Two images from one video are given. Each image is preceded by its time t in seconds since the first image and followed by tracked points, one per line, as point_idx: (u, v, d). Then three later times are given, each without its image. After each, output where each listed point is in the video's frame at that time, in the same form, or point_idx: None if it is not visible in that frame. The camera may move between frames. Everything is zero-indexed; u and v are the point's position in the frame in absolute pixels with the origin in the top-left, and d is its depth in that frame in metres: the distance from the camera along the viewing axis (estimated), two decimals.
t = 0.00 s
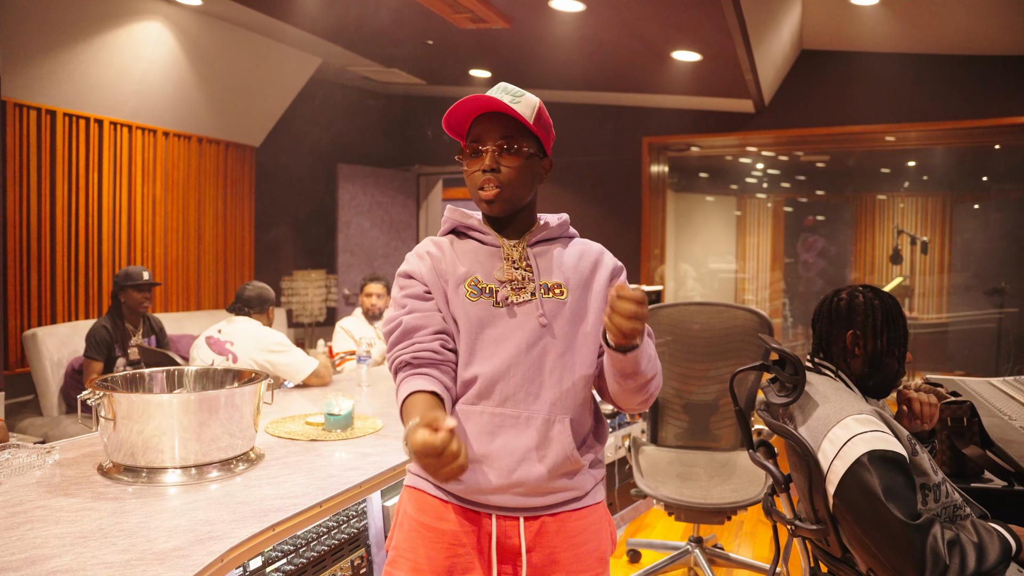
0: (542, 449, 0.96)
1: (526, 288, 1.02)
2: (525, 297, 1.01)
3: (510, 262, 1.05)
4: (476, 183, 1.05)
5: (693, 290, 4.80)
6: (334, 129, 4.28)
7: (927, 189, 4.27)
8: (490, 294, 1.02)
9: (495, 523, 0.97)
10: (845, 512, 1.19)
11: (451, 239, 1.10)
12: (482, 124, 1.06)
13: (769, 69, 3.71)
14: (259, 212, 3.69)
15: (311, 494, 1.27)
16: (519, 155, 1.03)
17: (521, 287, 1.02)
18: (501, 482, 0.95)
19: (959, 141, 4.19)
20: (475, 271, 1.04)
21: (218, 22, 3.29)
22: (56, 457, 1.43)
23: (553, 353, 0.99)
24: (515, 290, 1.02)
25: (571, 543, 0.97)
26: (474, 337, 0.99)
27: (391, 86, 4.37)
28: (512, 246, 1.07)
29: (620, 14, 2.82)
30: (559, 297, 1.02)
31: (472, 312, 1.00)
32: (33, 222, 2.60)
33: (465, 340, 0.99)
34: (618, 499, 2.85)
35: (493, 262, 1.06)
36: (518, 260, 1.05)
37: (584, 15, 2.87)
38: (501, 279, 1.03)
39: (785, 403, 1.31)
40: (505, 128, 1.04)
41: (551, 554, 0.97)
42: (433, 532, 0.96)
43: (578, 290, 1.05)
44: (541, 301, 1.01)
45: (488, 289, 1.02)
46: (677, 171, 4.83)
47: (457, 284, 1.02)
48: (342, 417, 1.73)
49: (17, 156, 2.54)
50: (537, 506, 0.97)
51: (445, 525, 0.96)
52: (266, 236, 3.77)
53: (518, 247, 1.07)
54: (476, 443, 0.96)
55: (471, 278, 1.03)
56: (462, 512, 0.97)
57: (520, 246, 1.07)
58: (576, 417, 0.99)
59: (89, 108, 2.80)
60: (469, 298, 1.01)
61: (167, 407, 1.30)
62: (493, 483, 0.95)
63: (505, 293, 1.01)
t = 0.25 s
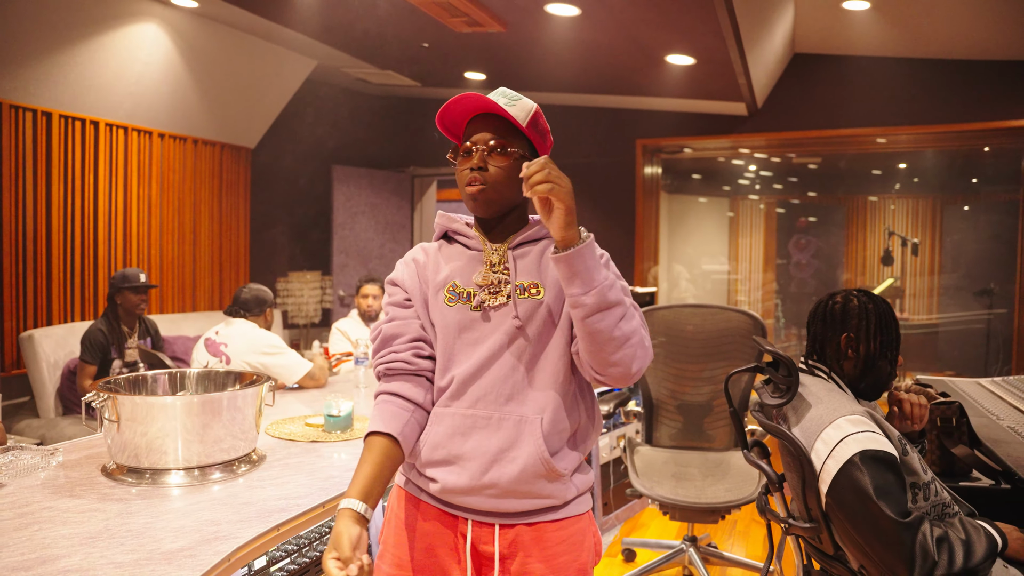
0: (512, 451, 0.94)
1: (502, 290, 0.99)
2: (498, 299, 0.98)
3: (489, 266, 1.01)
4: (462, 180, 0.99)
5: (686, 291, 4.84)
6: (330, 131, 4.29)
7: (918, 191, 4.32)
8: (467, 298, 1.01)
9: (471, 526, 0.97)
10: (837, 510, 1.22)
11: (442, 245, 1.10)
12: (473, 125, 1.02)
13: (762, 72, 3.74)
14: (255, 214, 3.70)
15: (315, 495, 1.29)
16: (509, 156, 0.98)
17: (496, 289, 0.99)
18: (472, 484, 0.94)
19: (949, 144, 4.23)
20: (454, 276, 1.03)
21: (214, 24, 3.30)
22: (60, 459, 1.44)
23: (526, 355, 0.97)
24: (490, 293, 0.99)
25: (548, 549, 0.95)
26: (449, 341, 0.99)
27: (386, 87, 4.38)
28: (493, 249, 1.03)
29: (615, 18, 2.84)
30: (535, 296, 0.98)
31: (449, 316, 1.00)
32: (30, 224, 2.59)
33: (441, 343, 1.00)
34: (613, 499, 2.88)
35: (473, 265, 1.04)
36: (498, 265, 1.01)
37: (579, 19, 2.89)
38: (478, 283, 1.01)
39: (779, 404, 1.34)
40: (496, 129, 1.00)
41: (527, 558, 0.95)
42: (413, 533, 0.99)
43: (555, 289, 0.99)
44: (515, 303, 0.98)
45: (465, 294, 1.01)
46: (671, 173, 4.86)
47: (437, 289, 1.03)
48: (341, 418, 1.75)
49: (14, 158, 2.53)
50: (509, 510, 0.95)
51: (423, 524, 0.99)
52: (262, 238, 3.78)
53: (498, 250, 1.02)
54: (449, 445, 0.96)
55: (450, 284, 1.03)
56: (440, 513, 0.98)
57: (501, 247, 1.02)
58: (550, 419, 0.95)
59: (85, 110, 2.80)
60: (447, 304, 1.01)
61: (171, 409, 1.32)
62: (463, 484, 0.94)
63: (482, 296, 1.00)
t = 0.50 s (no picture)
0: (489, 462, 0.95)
1: (475, 298, 1.00)
2: (472, 307, 0.99)
3: (463, 271, 1.03)
4: (452, 179, 1.02)
5: (677, 291, 4.88)
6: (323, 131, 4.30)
7: (906, 192, 4.37)
8: (441, 304, 1.01)
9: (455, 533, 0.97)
10: (830, 506, 1.25)
11: (420, 246, 1.10)
12: (468, 122, 1.04)
13: (753, 75, 3.79)
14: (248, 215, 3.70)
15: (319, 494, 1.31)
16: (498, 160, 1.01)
17: (470, 297, 1.00)
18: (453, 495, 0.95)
19: (937, 146, 4.28)
20: (428, 281, 1.04)
21: (207, 25, 3.30)
22: (64, 459, 1.45)
23: (498, 369, 0.97)
24: (464, 301, 1.00)
25: (531, 555, 0.97)
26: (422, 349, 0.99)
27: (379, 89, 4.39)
28: (467, 254, 1.05)
29: (608, 21, 2.87)
30: (508, 307, 0.99)
31: (422, 323, 1.00)
32: (24, 226, 2.58)
33: (415, 352, 0.99)
34: (607, 497, 2.91)
35: (449, 269, 1.05)
36: (472, 270, 1.03)
37: (573, 22, 2.92)
38: (451, 288, 1.02)
39: (774, 403, 1.37)
40: (490, 131, 1.02)
41: (510, 564, 0.97)
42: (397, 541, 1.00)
43: (529, 299, 1.01)
44: (488, 313, 0.99)
45: (439, 299, 1.02)
46: (661, 174, 4.90)
47: (411, 294, 1.03)
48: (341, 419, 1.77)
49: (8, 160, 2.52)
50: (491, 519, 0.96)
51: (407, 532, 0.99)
52: (255, 239, 3.78)
53: (474, 254, 1.04)
54: (426, 457, 0.96)
55: (423, 289, 1.03)
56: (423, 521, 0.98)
57: (478, 253, 1.04)
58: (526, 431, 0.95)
59: (79, 111, 2.79)
60: (421, 309, 1.01)
61: (175, 411, 1.33)
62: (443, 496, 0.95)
63: (455, 303, 1.00)
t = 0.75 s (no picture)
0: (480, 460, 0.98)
1: (462, 298, 1.03)
2: (459, 306, 1.02)
3: (448, 269, 1.07)
4: (461, 174, 1.06)
5: (663, 289, 4.93)
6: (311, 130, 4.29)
7: (888, 191, 4.44)
8: (425, 301, 1.04)
9: (445, 531, 0.99)
10: (820, 499, 1.28)
11: (396, 236, 1.13)
12: (476, 124, 1.09)
13: (740, 76, 3.83)
14: (236, 213, 3.69)
15: (319, 489, 1.32)
16: (506, 166, 1.08)
17: (456, 297, 1.03)
18: (446, 494, 0.97)
19: (919, 146, 4.36)
20: (410, 276, 1.06)
21: (195, 22, 3.28)
22: (61, 457, 1.46)
23: (487, 367, 1.00)
24: (450, 300, 1.03)
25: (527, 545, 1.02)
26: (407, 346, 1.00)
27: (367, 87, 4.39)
28: (449, 250, 1.09)
29: (597, 22, 2.90)
30: (496, 307, 1.04)
31: (406, 320, 1.02)
32: (11, 224, 2.56)
33: (400, 350, 1.00)
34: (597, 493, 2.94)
35: (431, 266, 1.08)
36: (457, 268, 1.07)
37: (563, 22, 2.94)
38: (437, 286, 1.04)
39: (764, 398, 1.40)
40: (500, 136, 1.09)
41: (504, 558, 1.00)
42: (387, 543, 1.01)
43: (515, 299, 1.06)
44: (476, 312, 1.03)
45: (423, 296, 1.04)
46: (648, 173, 4.94)
47: (392, 288, 1.04)
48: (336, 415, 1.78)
49: None
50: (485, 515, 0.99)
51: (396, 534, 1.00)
52: (244, 237, 3.77)
53: (457, 251, 1.09)
54: (418, 457, 0.97)
55: (405, 284, 1.05)
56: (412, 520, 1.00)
57: (460, 250, 1.09)
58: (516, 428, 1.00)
59: (64, 108, 2.77)
60: (404, 305, 1.03)
61: (173, 408, 1.33)
62: (438, 495, 0.96)
63: (440, 302, 1.03)
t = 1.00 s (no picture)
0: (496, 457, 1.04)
1: (479, 297, 1.11)
2: (478, 304, 1.10)
3: (461, 267, 1.13)
4: (470, 172, 1.13)
5: (652, 287, 4.96)
6: (302, 128, 4.27)
7: (875, 191, 4.49)
8: (442, 300, 1.09)
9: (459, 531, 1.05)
10: (816, 493, 1.30)
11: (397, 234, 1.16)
12: (485, 125, 1.15)
13: (730, 75, 3.86)
14: (226, 211, 3.67)
15: (318, 486, 1.32)
16: (512, 165, 1.16)
17: (473, 295, 1.10)
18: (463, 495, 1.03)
19: (905, 147, 4.40)
20: (425, 275, 1.10)
21: (185, 19, 3.25)
22: (55, 456, 1.45)
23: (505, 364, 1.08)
24: (467, 299, 1.10)
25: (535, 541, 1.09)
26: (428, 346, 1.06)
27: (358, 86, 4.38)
28: (462, 250, 1.15)
29: (590, 21, 2.91)
30: (512, 304, 1.14)
31: (425, 320, 1.07)
32: None
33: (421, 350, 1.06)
34: (589, 490, 2.95)
35: (444, 265, 1.13)
36: (470, 265, 1.13)
37: (556, 21, 2.95)
38: (451, 285, 1.10)
39: (760, 394, 1.42)
40: (507, 134, 1.17)
41: (514, 551, 1.08)
42: (393, 548, 1.05)
43: (529, 293, 1.17)
44: (493, 308, 1.11)
45: (439, 295, 1.09)
46: (637, 172, 4.96)
47: (410, 288, 1.08)
48: (332, 413, 1.78)
49: None
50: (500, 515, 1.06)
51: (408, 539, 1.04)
52: (234, 236, 3.75)
53: (468, 250, 1.16)
54: (436, 461, 1.02)
55: (421, 284, 1.09)
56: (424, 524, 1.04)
57: (472, 250, 1.16)
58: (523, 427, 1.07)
59: (51, 104, 2.73)
60: (422, 305, 1.07)
61: (170, 405, 1.33)
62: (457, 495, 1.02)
63: (458, 301, 1.09)
